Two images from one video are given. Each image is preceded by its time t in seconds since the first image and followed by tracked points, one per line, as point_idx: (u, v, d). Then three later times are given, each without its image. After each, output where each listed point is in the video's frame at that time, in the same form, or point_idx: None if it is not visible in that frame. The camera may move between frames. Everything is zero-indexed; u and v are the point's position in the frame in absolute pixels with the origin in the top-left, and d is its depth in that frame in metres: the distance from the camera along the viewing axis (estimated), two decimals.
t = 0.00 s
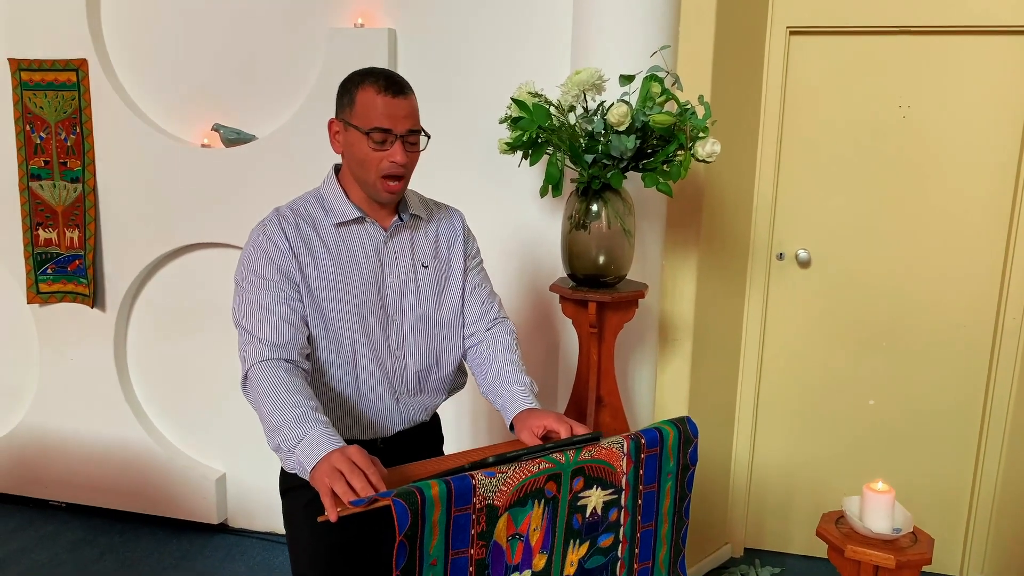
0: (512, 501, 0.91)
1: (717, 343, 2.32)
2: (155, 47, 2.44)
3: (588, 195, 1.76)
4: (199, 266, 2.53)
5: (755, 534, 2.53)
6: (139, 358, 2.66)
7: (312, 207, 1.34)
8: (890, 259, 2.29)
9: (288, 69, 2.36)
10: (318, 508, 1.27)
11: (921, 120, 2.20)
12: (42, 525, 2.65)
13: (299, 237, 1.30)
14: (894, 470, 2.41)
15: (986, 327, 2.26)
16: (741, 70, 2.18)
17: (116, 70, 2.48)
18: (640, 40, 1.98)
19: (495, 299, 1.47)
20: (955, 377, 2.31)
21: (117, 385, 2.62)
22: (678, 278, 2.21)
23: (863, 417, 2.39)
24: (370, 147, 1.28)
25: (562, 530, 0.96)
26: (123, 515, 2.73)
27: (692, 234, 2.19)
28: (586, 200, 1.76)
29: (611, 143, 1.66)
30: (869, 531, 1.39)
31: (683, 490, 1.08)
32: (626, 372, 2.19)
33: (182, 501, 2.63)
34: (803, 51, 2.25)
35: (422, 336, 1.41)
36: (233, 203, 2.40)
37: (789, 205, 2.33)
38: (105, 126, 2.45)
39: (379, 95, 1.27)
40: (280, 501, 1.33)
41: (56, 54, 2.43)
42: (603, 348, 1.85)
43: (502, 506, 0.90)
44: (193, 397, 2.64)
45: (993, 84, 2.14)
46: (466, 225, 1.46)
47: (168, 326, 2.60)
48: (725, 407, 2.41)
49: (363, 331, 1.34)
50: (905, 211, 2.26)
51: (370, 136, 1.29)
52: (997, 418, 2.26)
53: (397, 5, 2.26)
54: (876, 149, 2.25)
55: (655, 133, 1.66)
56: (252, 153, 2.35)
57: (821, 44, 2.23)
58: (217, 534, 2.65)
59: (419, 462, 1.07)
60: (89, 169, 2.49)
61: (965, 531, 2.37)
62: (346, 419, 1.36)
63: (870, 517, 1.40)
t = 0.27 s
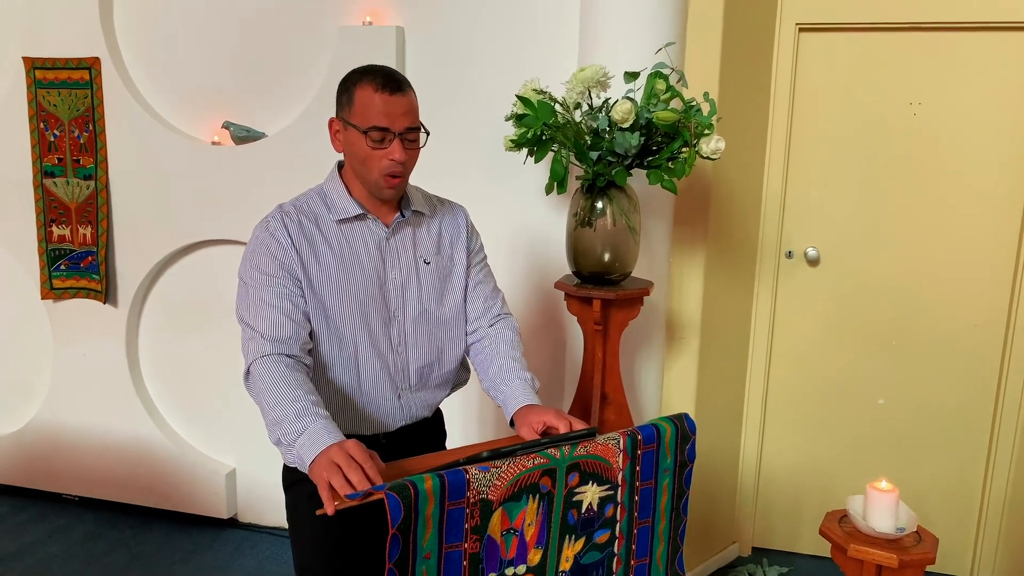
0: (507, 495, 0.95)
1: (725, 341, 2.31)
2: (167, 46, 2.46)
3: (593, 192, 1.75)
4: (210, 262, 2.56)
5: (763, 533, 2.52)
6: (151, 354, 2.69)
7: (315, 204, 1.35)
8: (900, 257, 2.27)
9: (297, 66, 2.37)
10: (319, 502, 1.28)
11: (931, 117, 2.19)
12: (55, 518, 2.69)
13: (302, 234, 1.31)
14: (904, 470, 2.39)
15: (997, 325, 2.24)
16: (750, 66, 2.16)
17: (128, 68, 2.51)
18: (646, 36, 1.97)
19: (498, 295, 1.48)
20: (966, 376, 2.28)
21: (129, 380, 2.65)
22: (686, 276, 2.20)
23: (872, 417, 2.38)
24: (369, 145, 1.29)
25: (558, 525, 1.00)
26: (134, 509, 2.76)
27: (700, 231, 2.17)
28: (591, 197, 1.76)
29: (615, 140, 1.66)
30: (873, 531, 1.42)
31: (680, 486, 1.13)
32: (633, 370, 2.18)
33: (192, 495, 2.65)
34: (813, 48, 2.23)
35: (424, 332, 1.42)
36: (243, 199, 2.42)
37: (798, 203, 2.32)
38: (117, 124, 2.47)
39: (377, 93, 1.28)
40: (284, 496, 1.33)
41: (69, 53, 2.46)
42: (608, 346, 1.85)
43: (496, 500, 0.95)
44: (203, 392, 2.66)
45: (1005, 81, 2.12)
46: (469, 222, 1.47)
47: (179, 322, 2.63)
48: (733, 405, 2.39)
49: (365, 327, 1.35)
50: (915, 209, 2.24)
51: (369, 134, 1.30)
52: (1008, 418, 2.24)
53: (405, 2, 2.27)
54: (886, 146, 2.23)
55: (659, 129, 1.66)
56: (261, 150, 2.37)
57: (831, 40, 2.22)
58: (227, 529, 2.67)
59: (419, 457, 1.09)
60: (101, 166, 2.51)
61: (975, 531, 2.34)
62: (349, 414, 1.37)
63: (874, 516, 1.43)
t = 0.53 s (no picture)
0: (506, 491, 0.96)
1: (733, 338, 2.30)
2: (176, 44, 2.48)
3: (599, 189, 1.75)
4: (219, 260, 2.57)
5: (772, 532, 2.50)
6: (161, 350, 2.71)
7: (319, 200, 1.36)
8: (910, 255, 2.25)
9: (305, 64, 2.38)
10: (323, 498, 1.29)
11: (942, 114, 2.17)
12: (67, 513, 2.71)
13: (306, 230, 1.32)
14: (914, 469, 2.37)
15: (1009, 324, 2.22)
16: (759, 62, 2.15)
17: (138, 67, 2.53)
18: (653, 32, 1.96)
19: (502, 292, 1.48)
20: (976, 375, 2.26)
21: (139, 376, 2.67)
22: (693, 273, 2.19)
23: (882, 416, 2.36)
24: (368, 139, 1.30)
25: (558, 522, 1.01)
26: (145, 504, 2.79)
27: (708, 228, 2.16)
28: (597, 194, 1.76)
29: (621, 137, 1.66)
30: (879, 530, 1.45)
31: (681, 483, 1.13)
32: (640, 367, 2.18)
33: (202, 491, 2.67)
34: (822, 44, 2.21)
35: (428, 329, 1.42)
36: (251, 197, 2.43)
37: (807, 200, 2.31)
38: (128, 123, 2.49)
39: (374, 88, 1.29)
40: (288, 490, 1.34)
41: (81, 52, 2.48)
42: (614, 343, 1.85)
43: (496, 496, 0.96)
44: (213, 389, 2.68)
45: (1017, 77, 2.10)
46: (473, 218, 1.47)
47: (189, 319, 2.65)
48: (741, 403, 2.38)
49: (369, 323, 1.36)
50: (926, 207, 2.22)
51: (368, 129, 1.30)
52: (1020, 417, 2.22)
53: None
54: (896, 143, 2.21)
55: (665, 126, 1.66)
56: (270, 148, 2.38)
57: (840, 36, 2.20)
58: (236, 524, 2.69)
59: (421, 454, 1.09)
60: (112, 164, 2.53)
61: (986, 532, 2.32)
62: (353, 411, 1.37)
63: (880, 515, 1.46)
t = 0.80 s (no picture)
0: (507, 486, 0.96)
1: (741, 335, 2.29)
2: (186, 42, 2.49)
3: (605, 185, 1.75)
4: (228, 256, 2.59)
5: (780, 529, 2.50)
6: (172, 346, 2.73)
7: (324, 197, 1.37)
8: (920, 250, 2.24)
9: (313, 60, 2.38)
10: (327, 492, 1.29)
11: (953, 109, 2.15)
12: (79, 507, 2.74)
13: (311, 227, 1.32)
14: (923, 467, 2.35)
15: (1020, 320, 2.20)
16: (768, 57, 2.13)
17: (148, 64, 2.54)
18: (660, 27, 1.96)
19: (507, 288, 1.48)
20: (987, 372, 2.25)
21: (150, 371, 2.69)
22: (701, 269, 2.18)
23: (891, 413, 2.35)
24: (371, 138, 1.30)
25: (560, 516, 1.01)
26: (156, 498, 2.81)
27: (715, 224, 2.15)
28: (604, 190, 1.75)
29: (627, 133, 1.65)
30: (885, 526, 1.45)
31: (684, 478, 1.14)
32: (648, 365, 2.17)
33: (212, 485, 2.69)
34: (831, 38, 2.20)
35: (433, 325, 1.43)
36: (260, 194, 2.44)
37: (816, 196, 2.29)
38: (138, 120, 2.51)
39: (379, 86, 1.29)
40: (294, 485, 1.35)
41: (91, 49, 2.50)
42: (621, 339, 1.85)
43: (497, 490, 0.96)
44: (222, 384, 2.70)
45: None
46: (477, 215, 1.47)
47: (198, 314, 2.66)
48: (749, 400, 2.38)
49: (374, 319, 1.36)
50: (936, 202, 2.20)
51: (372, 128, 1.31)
52: None
53: None
54: (906, 138, 2.19)
55: (672, 121, 1.65)
56: (278, 144, 2.39)
57: (849, 30, 2.18)
58: (245, 519, 2.70)
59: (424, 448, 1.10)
60: (123, 161, 2.56)
61: (997, 530, 2.31)
62: (358, 406, 1.38)
63: (886, 512, 1.46)
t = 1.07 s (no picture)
0: (508, 482, 0.97)
1: (746, 332, 2.28)
2: (190, 40, 2.50)
3: (608, 182, 1.75)
4: (233, 255, 2.59)
5: (785, 527, 2.49)
6: (177, 344, 2.74)
7: (325, 194, 1.37)
8: (926, 248, 2.23)
9: (316, 58, 2.39)
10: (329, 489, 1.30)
11: (959, 105, 2.13)
12: (86, 504, 2.76)
13: (312, 224, 1.33)
14: (929, 465, 2.34)
15: None
16: (772, 54, 2.13)
17: (153, 63, 2.55)
18: (663, 24, 1.95)
19: (508, 284, 1.48)
20: (993, 369, 2.24)
21: (155, 369, 2.71)
22: (704, 266, 2.17)
23: (896, 411, 2.34)
24: (368, 134, 1.31)
25: (560, 513, 1.02)
26: (162, 496, 2.82)
27: (719, 220, 2.14)
28: (607, 187, 1.75)
29: (630, 130, 1.65)
30: (888, 524, 1.45)
31: (685, 475, 1.14)
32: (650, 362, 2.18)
33: (217, 483, 2.70)
34: (836, 35, 2.19)
35: (434, 321, 1.43)
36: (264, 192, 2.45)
37: (820, 193, 2.28)
38: (143, 119, 2.52)
39: (374, 82, 1.29)
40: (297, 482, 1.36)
41: (96, 49, 2.51)
42: (624, 336, 1.84)
43: (498, 487, 0.96)
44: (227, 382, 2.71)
45: None
46: (478, 211, 1.48)
47: (203, 312, 2.67)
48: (753, 398, 2.37)
49: (375, 316, 1.37)
50: (941, 199, 2.19)
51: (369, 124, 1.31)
52: None
53: None
54: (911, 135, 2.18)
55: (674, 119, 1.65)
56: (282, 142, 2.39)
57: (854, 27, 2.17)
58: (251, 516, 2.71)
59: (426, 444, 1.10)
60: (128, 159, 2.57)
61: (1004, 528, 2.30)
62: (360, 403, 1.38)
63: (890, 509, 1.46)
